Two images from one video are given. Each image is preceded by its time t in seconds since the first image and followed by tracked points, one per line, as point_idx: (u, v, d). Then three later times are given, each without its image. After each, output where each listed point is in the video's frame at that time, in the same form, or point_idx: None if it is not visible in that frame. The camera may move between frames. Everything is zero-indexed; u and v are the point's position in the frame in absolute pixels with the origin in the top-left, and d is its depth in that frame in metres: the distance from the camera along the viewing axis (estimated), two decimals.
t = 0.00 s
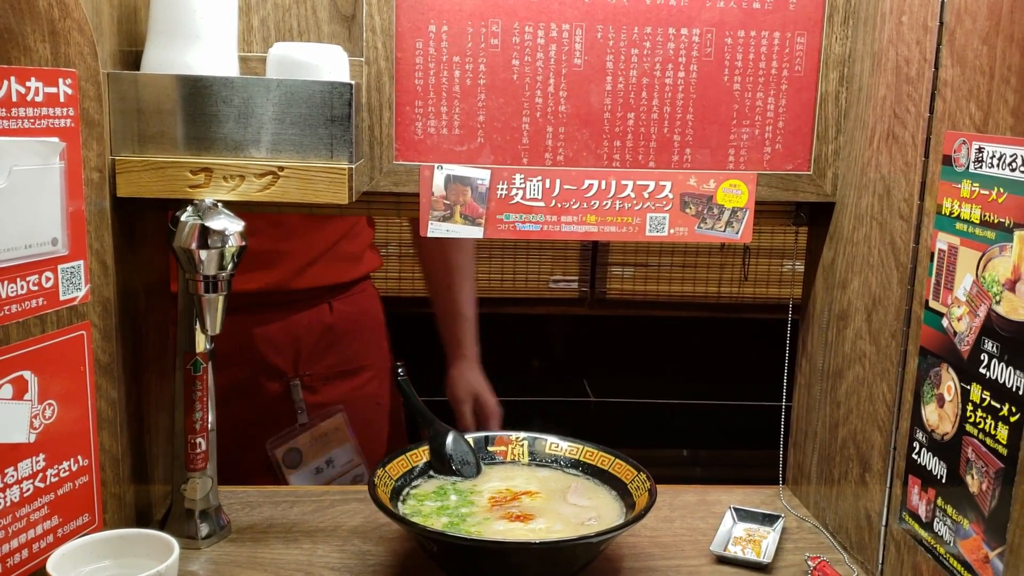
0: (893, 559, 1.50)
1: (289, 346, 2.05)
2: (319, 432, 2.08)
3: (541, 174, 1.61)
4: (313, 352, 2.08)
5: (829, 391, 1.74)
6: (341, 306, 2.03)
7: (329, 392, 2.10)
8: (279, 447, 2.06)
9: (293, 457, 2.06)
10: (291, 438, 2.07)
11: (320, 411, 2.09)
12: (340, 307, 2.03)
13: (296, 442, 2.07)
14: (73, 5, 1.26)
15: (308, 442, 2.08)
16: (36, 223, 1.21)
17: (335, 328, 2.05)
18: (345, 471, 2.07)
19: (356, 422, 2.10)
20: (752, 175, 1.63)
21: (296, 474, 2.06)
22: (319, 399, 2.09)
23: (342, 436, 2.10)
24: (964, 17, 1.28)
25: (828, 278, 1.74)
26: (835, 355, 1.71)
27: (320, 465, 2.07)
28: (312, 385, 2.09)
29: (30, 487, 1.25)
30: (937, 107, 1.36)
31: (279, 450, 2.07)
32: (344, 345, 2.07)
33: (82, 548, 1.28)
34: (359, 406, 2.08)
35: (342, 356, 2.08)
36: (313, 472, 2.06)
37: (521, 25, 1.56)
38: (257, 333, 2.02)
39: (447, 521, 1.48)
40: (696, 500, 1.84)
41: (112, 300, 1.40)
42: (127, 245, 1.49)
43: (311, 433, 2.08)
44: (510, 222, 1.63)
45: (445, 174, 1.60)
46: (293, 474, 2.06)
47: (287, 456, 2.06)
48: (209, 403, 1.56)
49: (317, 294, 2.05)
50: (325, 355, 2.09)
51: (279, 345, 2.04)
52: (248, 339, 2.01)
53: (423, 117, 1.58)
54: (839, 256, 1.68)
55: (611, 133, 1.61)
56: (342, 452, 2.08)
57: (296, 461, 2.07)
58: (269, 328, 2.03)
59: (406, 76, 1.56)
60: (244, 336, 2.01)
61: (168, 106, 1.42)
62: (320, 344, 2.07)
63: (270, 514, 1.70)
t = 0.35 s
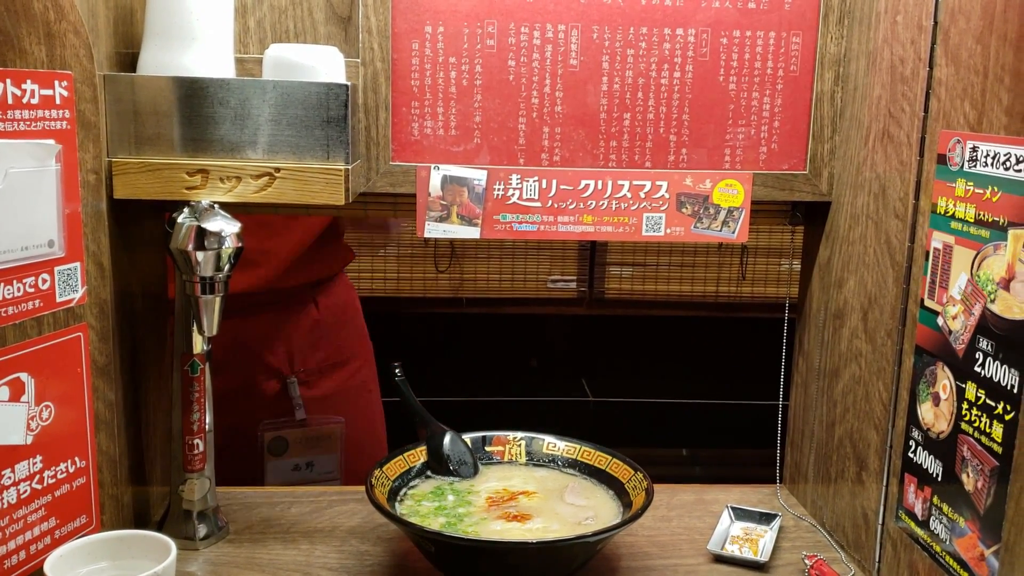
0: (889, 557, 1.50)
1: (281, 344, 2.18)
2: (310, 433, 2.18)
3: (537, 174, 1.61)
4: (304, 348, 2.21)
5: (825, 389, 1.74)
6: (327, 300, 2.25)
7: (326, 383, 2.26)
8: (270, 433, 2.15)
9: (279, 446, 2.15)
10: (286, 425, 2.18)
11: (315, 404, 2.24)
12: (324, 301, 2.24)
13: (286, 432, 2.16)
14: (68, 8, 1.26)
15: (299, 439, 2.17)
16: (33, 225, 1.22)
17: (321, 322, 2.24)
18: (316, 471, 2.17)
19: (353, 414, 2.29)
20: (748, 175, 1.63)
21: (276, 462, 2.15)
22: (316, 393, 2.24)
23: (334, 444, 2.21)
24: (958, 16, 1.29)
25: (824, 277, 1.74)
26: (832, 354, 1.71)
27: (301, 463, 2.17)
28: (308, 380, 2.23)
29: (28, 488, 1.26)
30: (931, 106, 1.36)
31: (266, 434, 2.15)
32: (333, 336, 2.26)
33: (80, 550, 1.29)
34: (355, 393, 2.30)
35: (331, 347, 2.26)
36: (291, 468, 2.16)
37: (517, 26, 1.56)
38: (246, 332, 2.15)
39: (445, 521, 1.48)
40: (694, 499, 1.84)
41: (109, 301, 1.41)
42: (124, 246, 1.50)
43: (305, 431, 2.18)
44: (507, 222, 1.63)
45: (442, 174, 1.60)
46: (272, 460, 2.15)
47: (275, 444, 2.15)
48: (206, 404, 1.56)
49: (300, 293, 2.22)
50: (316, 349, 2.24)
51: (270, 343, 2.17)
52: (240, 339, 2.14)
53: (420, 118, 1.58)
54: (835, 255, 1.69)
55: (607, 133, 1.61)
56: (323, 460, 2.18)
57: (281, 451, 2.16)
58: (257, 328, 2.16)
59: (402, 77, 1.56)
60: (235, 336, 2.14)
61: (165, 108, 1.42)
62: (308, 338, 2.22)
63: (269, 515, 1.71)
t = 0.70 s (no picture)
0: (887, 556, 1.51)
1: (290, 346, 2.18)
2: (316, 435, 2.19)
3: (536, 175, 1.62)
4: (313, 350, 2.22)
5: (823, 389, 1.75)
6: (337, 301, 2.26)
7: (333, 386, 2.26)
8: (276, 436, 2.17)
9: (286, 448, 2.17)
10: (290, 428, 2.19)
11: (323, 406, 2.24)
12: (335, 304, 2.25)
13: (292, 435, 2.18)
14: (69, 10, 1.27)
15: (305, 441, 2.19)
16: (34, 226, 1.22)
17: (331, 325, 2.24)
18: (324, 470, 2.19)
19: (360, 416, 2.30)
20: (746, 175, 1.64)
21: (283, 464, 2.18)
22: (324, 394, 2.24)
23: (342, 445, 2.22)
24: (955, 17, 1.30)
25: (822, 277, 1.75)
26: (829, 354, 1.72)
27: (310, 464, 2.18)
28: (315, 382, 2.23)
29: (29, 488, 1.26)
30: (928, 107, 1.37)
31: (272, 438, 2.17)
32: (341, 339, 2.27)
33: (81, 549, 1.29)
34: (363, 396, 2.31)
35: (339, 349, 2.27)
36: (299, 469, 2.18)
37: (516, 28, 1.57)
38: (257, 334, 2.14)
39: (444, 521, 1.49)
40: (692, 499, 1.85)
41: (110, 302, 1.41)
42: (125, 247, 1.50)
43: (310, 433, 2.19)
44: (506, 223, 1.64)
45: (441, 175, 1.61)
46: (279, 463, 2.18)
47: (282, 447, 2.17)
48: (207, 404, 1.57)
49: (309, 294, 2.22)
50: (325, 351, 2.24)
51: (280, 345, 2.17)
52: (251, 341, 2.13)
53: (419, 119, 1.59)
54: (833, 256, 1.69)
55: (605, 134, 1.62)
56: (331, 460, 2.20)
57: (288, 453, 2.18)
58: (268, 329, 2.15)
59: (401, 78, 1.57)
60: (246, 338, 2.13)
61: (165, 110, 1.43)
62: (318, 340, 2.23)
63: (269, 515, 1.71)
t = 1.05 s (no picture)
0: (887, 557, 1.51)
1: (306, 346, 2.18)
2: (331, 435, 2.24)
3: (537, 176, 1.62)
4: (329, 350, 2.21)
5: (824, 390, 1.75)
6: (355, 302, 2.26)
7: (349, 386, 2.26)
8: (292, 437, 2.21)
9: (302, 448, 2.22)
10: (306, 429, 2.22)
11: (338, 406, 2.25)
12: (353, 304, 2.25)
13: (308, 435, 2.22)
14: (71, 11, 1.27)
15: (321, 440, 2.24)
16: (36, 226, 1.22)
17: (348, 326, 2.24)
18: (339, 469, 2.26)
19: (375, 416, 2.32)
20: (746, 177, 1.65)
21: (299, 464, 2.23)
22: (339, 395, 2.24)
23: (356, 443, 2.28)
24: (955, 19, 1.30)
25: (822, 279, 1.75)
26: (830, 356, 1.72)
27: (325, 463, 2.26)
28: (330, 381, 2.23)
29: (30, 489, 1.26)
30: (929, 109, 1.37)
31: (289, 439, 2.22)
32: (358, 340, 2.27)
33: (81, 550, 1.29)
34: (377, 396, 2.32)
35: (357, 351, 2.27)
36: (316, 468, 2.25)
37: (517, 29, 1.57)
38: (273, 333, 2.13)
39: (445, 522, 1.49)
40: (693, 500, 1.85)
41: (111, 303, 1.41)
42: (126, 248, 1.50)
43: (325, 433, 2.24)
44: (506, 224, 1.64)
45: (442, 176, 1.61)
46: (295, 461, 2.23)
47: (297, 447, 2.22)
48: (207, 405, 1.57)
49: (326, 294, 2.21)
50: (341, 352, 2.24)
51: (296, 345, 2.16)
52: (266, 340, 2.13)
53: (420, 121, 1.59)
54: (833, 257, 1.70)
55: (606, 136, 1.62)
56: (347, 459, 2.27)
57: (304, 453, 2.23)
58: (284, 329, 2.14)
59: (402, 79, 1.57)
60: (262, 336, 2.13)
61: (167, 110, 1.43)
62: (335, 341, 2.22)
63: (269, 516, 1.71)
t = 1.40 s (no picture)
0: (886, 558, 1.51)
1: (308, 345, 2.18)
2: (332, 435, 2.20)
3: (537, 177, 1.62)
4: (332, 350, 2.22)
5: (823, 391, 1.75)
6: (361, 304, 2.27)
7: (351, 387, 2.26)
8: (292, 437, 2.18)
9: (302, 448, 2.18)
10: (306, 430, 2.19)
11: (341, 406, 2.24)
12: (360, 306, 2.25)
13: (309, 435, 2.19)
14: (72, 11, 1.27)
15: (321, 440, 2.19)
16: (37, 226, 1.22)
17: (353, 326, 2.25)
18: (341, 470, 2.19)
19: (378, 419, 2.30)
20: (746, 178, 1.65)
21: (300, 464, 2.18)
22: (341, 395, 2.24)
23: (357, 444, 2.23)
24: (956, 20, 1.30)
25: (822, 279, 1.75)
26: (829, 356, 1.72)
27: (326, 464, 2.20)
28: (332, 382, 2.23)
29: (31, 488, 1.26)
30: (929, 110, 1.37)
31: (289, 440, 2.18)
32: (362, 340, 2.28)
33: (82, 550, 1.29)
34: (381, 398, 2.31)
35: (360, 351, 2.28)
36: (316, 469, 2.19)
37: (517, 30, 1.57)
38: (276, 331, 2.14)
39: (445, 522, 1.49)
40: (692, 501, 1.85)
41: (112, 303, 1.41)
42: (126, 248, 1.50)
43: (325, 432, 2.19)
44: (507, 225, 1.64)
45: (442, 177, 1.61)
46: (295, 464, 2.18)
47: (297, 447, 2.18)
48: (208, 405, 1.57)
49: (332, 295, 2.22)
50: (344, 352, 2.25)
51: (299, 344, 2.17)
52: (268, 338, 2.14)
53: (420, 121, 1.59)
54: (833, 258, 1.70)
55: (607, 137, 1.62)
56: (348, 460, 2.20)
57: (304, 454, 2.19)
58: (287, 328, 2.15)
59: (403, 80, 1.57)
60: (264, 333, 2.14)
61: (167, 110, 1.43)
62: (339, 341, 2.23)
63: (269, 515, 1.71)
